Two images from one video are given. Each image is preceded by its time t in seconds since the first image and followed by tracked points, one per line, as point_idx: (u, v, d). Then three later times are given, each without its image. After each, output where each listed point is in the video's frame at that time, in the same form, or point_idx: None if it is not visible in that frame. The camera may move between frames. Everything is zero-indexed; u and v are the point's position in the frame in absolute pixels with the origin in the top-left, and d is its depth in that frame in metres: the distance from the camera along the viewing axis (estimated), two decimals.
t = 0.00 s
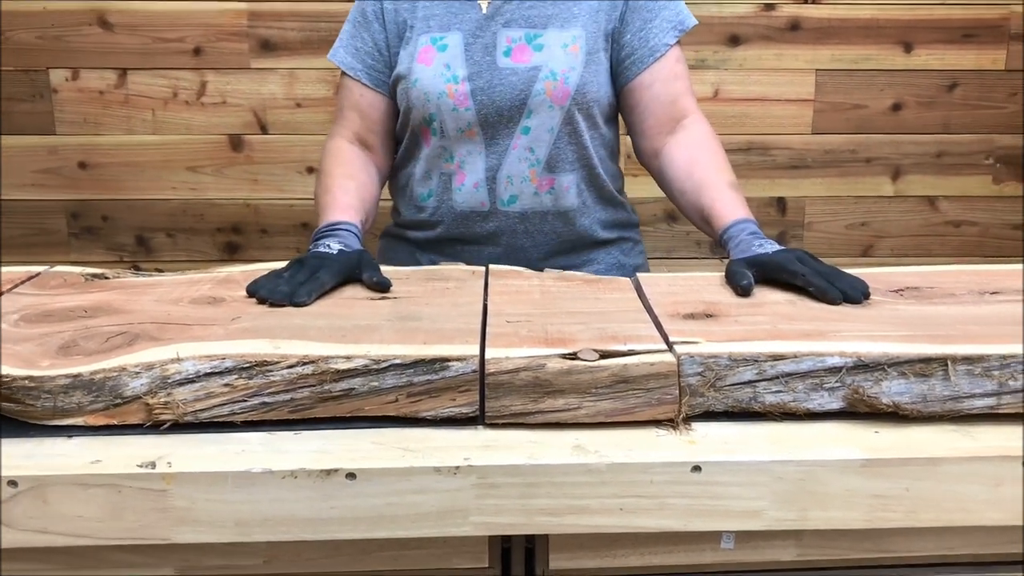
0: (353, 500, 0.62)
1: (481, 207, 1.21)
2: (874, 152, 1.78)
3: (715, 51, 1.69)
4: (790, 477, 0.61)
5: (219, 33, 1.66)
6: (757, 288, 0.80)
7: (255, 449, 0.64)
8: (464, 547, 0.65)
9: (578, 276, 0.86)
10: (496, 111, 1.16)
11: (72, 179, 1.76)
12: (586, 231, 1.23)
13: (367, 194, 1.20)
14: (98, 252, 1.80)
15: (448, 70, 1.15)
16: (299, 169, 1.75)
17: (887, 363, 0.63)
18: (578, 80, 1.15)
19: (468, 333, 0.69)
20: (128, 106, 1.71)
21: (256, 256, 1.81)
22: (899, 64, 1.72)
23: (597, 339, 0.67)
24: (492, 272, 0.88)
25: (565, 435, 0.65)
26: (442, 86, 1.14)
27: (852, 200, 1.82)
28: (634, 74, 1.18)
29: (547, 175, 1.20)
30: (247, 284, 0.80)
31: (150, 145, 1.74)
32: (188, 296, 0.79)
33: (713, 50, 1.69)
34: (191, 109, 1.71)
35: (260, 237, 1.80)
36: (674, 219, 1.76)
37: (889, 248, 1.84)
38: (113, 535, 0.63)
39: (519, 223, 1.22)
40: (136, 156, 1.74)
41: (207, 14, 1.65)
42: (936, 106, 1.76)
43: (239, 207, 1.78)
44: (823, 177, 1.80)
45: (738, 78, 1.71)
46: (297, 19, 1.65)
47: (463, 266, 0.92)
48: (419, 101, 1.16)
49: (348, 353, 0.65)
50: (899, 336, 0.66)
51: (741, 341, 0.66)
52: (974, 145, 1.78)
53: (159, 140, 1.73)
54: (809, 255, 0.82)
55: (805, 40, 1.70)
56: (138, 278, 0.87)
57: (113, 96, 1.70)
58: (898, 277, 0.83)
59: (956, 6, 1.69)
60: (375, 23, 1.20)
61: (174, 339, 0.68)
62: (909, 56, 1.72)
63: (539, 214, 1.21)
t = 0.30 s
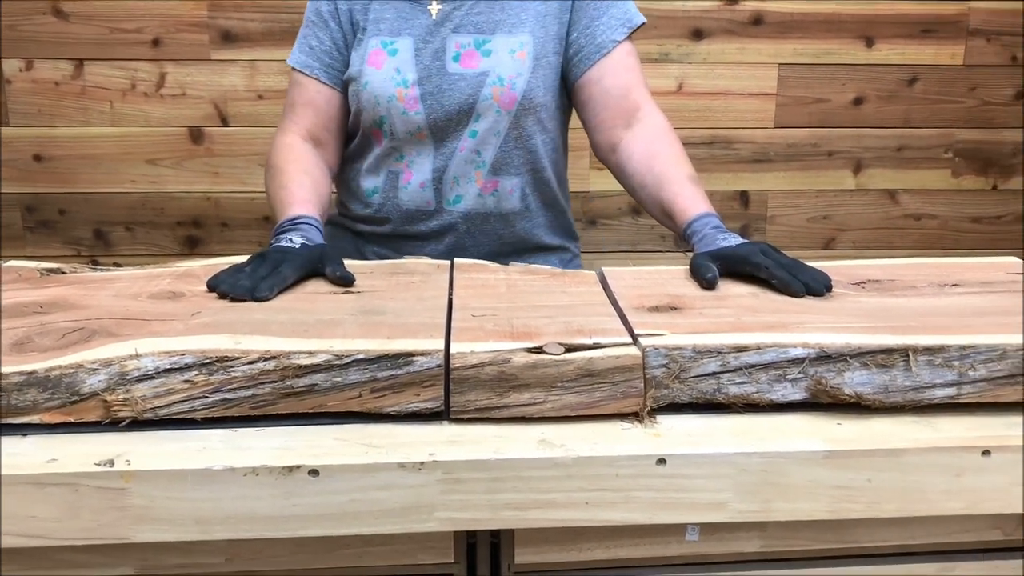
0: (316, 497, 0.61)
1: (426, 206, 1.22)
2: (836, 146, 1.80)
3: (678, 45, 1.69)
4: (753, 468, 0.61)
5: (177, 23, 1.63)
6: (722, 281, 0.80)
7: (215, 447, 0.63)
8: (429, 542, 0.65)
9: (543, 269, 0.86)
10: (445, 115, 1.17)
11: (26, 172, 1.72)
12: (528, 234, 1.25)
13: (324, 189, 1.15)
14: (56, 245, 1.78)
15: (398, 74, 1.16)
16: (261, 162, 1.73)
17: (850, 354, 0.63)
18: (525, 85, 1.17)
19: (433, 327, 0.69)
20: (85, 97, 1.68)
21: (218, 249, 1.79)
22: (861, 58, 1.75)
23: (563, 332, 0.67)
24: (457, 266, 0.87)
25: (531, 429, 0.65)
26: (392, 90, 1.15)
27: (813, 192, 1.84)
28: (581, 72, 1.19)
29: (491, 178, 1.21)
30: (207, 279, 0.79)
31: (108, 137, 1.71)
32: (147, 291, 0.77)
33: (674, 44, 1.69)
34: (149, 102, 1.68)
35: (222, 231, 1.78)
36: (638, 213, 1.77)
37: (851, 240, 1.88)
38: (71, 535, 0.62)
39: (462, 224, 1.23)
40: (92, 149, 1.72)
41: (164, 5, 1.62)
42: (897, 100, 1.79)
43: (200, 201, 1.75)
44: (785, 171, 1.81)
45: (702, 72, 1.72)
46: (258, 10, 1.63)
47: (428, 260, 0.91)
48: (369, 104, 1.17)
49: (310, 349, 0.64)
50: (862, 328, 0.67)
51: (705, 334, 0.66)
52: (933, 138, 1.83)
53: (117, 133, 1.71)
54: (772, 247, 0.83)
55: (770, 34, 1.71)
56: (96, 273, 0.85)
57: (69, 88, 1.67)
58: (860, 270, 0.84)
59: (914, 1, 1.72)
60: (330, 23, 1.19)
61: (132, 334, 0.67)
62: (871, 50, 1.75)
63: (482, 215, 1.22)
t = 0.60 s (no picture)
0: (281, 496, 0.61)
1: (383, 194, 1.23)
2: (801, 142, 1.82)
3: (645, 41, 1.70)
4: (720, 463, 0.62)
5: (139, 17, 1.61)
6: (690, 277, 0.80)
7: (178, 446, 0.62)
8: (397, 540, 0.65)
9: (510, 265, 0.85)
10: (404, 103, 1.18)
11: None
12: (482, 225, 1.27)
13: (290, 184, 1.14)
14: (14, 244, 1.72)
15: (358, 62, 1.16)
16: (225, 158, 1.71)
17: (815, 349, 0.64)
18: (484, 76, 1.19)
19: (399, 324, 0.68)
20: (45, 91, 1.64)
21: (182, 246, 1.76)
22: (825, 55, 1.76)
23: (530, 329, 0.67)
24: (424, 262, 0.87)
25: (499, 426, 0.65)
26: (352, 77, 1.16)
27: (778, 188, 1.85)
28: (541, 66, 1.20)
29: (448, 167, 1.23)
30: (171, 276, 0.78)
31: (69, 133, 1.67)
32: (109, 289, 0.76)
33: (641, 40, 1.69)
34: (111, 96, 1.65)
35: (185, 227, 1.75)
36: (606, 208, 1.77)
37: (815, 236, 1.89)
38: (31, 537, 0.61)
39: (418, 212, 1.24)
40: (50, 145, 1.67)
41: None
42: (860, 97, 1.81)
43: (163, 197, 1.72)
44: (751, 167, 1.82)
45: (668, 68, 1.72)
46: (222, 4, 1.61)
47: (394, 257, 0.91)
48: (328, 92, 1.17)
49: (275, 346, 0.63)
50: (827, 323, 0.67)
51: (671, 330, 0.66)
52: (895, 134, 1.85)
53: (78, 128, 1.67)
54: (737, 243, 0.84)
55: (735, 31, 1.72)
56: (55, 271, 0.84)
57: (28, 82, 1.63)
58: (823, 265, 0.84)
59: None
60: (293, 15, 1.20)
61: (93, 332, 0.66)
62: (834, 47, 1.76)
63: (438, 203, 1.25)
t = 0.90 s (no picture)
0: (261, 495, 0.60)
1: (364, 191, 1.22)
2: (780, 139, 1.83)
3: (625, 38, 1.70)
4: (700, 460, 0.62)
5: (116, 13, 1.59)
6: (670, 274, 0.81)
7: (157, 446, 0.61)
8: (378, 539, 0.65)
9: (490, 263, 0.85)
10: (385, 99, 1.18)
11: None
12: (463, 222, 1.26)
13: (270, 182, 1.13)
14: None
15: (339, 60, 1.17)
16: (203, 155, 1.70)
17: (794, 345, 0.64)
18: (464, 72, 1.19)
19: (380, 322, 0.68)
20: (20, 88, 1.62)
21: (160, 245, 1.75)
22: (804, 53, 1.77)
23: (512, 326, 0.67)
24: (405, 260, 0.87)
25: (480, 423, 0.65)
26: (332, 74, 1.16)
27: (758, 185, 1.85)
28: (519, 60, 1.20)
29: (430, 163, 1.23)
30: (149, 274, 0.77)
31: (45, 130, 1.65)
32: (86, 287, 0.76)
33: (620, 38, 1.70)
34: (88, 93, 1.64)
35: (164, 225, 1.74)
36: (587, 206, 1.77)
37: (794, 233, 1.90)
38: (8, 538, 0.60)
39: (399, 208, 1.24)
40: (26, 142, 1.66)
41: None
42: (838, 95, 1.82)
43: (141, 194, 1.71)
44: (730, 164, 1.83)
45: (648, 66, 1.73)
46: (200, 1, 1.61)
47: (375, 254, 0.91)
48: (309, 90, 1.17)
49: (255, 344, 0.63)
50: (806, 319, 0.68)
51: (651, 326, 0.67)
52: (874, 132, 1.86)
53: (54, 125, 1.65)
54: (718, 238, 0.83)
55: (714, 29, 1.73)
56: (31, 270, 0.83)
57: (3, 78, 1.61)
58: (802, 262, 0.85)
59: None
60: (273, 15, 1.20)
61: (71, 331, 0.65)
62: (813, 45, 1.77)
63: (419, 200, 1.24)
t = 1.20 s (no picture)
0: (251, 495, 0.60)
1: (366, 192, 1.23)
2: (769, 138, 1.83)
3: (614, 37, 1.70)
4: (689, 458, 0.62)
5: (104, 11, 1.59)
6: (659, 271, 0.81)
7: (145, 446, 0.61)
8: (367, 538, 0.65)
9: (479, 262, 0.86)
10: (382, 98, 1.18)
11: None
12: (466, 217, 1.27)
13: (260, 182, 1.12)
14: None
15: (334, 60, 1.17)
16: (191, 154, 1.70)
17: (783, 341, 0.64)
18: (459, 67, 1.18)
19: (369, 321, 0.68)
20: (7, 86, 1.61)
21: (148, 244, 1.75)
22: (792, 52, 1.78)
23: (501, 325, 0.67)
24: (395, 259, 0.87)
25: (470, 423, 0.64)
26: (328, 75, 1.16)
27: (747, 184, 1.86)
28: (507, 54, 1.19)
29: (430, 160, 1.23)
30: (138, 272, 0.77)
31: (32, 129, 1.64)
32: (73, 287, 0.75)
33: (609, 37, 1.70)
34: (75, 91, 1.63)
35: (152, 224, 1.73)
36: (576, 205, 1.77)
37: (782, 232, 1.90)
38: None
39: (403, 208, 1.24)
40: (12, 140, 1.65)
41: None
42: (827, 94, 1.82)
43: (129, 193, 1.71)
44: (719, 163, 1.83)
45: (638, 65, 1.73)
46: None
47: (365, 254, 0.91)
48: (306, 91, 1.17)
49: (243, 344, 0.63)
50: (796, 316, 0.68)
51: (641, 323, 0.67)
52: (862, 131, 1.87)
53: (42, 124, 1.64)
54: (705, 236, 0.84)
55: (703, 28, 1.73)
56: (18, 269, 0.82)
57: None
58: (790, 261, 0.85)
59: None
60: (263, 18, 1.19)
61: (58, 331, 0.65)
62: (801, 44, 1.78)
63: (422, 198, 1.24)
